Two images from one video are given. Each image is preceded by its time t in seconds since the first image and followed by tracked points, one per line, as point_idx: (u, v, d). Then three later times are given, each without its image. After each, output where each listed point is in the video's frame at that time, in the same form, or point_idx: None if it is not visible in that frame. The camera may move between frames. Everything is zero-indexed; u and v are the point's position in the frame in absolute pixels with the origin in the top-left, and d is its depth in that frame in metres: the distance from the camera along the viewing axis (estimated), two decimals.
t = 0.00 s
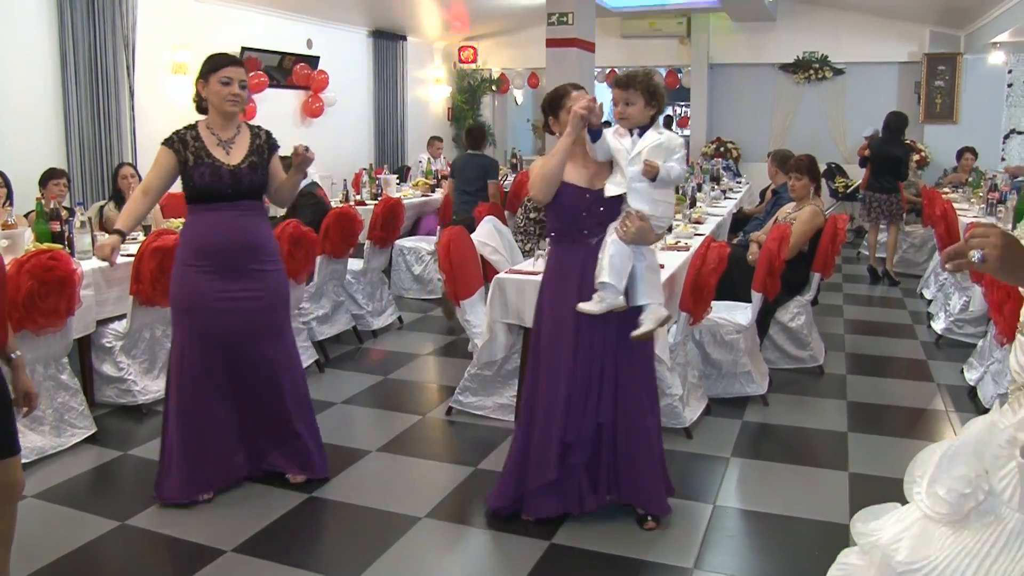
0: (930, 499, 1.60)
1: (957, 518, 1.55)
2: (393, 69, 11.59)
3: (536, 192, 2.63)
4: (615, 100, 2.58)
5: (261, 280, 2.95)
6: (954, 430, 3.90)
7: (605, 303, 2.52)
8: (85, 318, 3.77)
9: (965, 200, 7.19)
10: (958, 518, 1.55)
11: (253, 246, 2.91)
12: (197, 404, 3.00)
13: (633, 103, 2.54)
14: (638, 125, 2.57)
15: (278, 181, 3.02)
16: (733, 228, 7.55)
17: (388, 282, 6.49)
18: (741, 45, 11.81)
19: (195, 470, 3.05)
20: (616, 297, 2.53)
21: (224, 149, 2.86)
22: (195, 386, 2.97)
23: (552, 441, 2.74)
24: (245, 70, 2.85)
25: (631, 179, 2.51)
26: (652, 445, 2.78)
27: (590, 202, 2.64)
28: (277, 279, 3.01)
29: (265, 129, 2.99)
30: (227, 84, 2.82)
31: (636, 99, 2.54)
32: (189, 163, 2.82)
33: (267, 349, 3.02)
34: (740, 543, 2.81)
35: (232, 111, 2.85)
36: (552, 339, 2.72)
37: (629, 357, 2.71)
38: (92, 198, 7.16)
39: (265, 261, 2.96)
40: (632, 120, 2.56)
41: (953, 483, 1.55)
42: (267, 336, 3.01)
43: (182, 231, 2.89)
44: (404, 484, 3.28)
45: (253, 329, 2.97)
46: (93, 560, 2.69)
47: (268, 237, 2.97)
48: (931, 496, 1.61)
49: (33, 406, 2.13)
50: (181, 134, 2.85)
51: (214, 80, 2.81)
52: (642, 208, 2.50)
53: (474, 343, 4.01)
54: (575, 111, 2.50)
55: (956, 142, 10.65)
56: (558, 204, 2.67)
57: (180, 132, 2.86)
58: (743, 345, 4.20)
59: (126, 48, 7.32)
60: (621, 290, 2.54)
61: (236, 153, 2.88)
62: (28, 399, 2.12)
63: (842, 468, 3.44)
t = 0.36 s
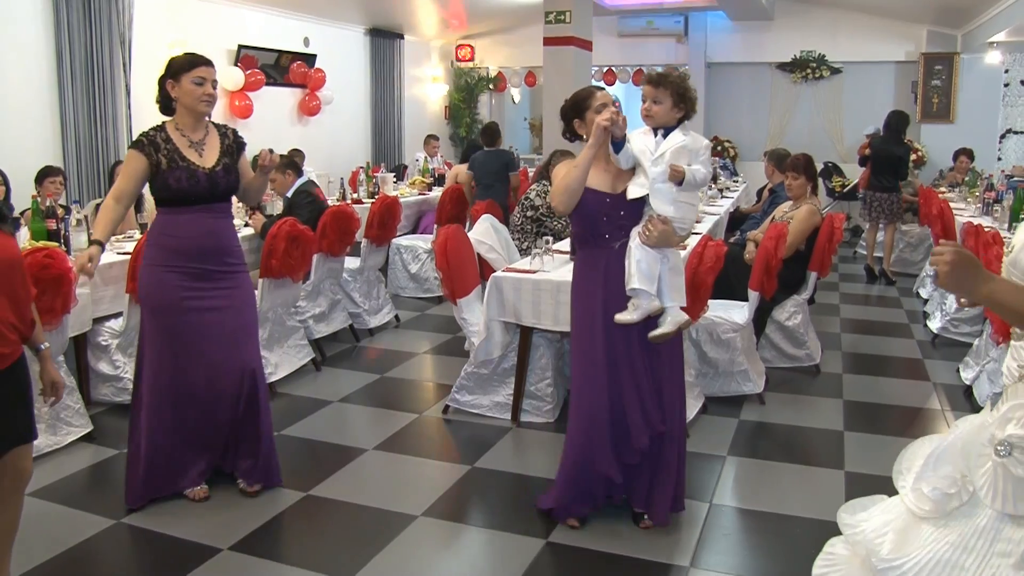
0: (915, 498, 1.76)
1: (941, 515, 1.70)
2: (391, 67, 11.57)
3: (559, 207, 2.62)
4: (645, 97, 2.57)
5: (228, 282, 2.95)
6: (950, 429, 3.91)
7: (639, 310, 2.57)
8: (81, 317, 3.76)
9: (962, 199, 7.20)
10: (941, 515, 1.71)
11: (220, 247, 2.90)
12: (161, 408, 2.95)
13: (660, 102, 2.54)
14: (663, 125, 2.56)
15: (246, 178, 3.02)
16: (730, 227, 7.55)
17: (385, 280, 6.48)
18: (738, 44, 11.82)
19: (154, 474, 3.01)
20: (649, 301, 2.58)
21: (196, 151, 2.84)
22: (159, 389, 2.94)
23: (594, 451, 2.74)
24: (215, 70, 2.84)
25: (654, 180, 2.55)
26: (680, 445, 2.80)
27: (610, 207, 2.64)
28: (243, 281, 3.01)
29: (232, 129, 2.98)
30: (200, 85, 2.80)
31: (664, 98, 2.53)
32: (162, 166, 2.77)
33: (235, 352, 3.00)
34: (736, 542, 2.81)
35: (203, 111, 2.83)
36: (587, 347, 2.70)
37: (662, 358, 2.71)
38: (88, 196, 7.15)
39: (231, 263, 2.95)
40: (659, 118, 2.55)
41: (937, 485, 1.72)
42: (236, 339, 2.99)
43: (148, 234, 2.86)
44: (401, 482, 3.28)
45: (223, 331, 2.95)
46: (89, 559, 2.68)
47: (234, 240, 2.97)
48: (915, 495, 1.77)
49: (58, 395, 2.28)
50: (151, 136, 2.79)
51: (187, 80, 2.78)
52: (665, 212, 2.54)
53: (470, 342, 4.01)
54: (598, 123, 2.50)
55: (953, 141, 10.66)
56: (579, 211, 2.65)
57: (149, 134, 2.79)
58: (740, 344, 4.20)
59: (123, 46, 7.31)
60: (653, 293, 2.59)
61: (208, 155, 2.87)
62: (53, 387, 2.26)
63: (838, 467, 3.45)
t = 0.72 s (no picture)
0: (902, 490, 1.92)
1: (925, 503, 1.87)
2: (387, 71, 11.57)
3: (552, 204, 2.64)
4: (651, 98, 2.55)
5: (222, 284, 2.89)
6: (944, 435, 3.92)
7: (606, 308, 2.55)
8: (74, 319, 3.74)
9: (956, 205, 7.23)
10: (924, 503, 1.87)
11: (215, 248, 2.84)
12: (151, 414, 2.90)
13: (665, 105, 2.51)
14: (664, 128, 2.54)
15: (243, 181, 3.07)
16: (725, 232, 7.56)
17: (380, 284, 6.47)
18: (734, 50, 11.85)
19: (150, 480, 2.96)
20: (619, 304, 2.55)
21: (191, 149, 2.79)
22: (148, 395, 2.88)
23: (594, 460, 2.66)
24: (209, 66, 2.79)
25: (648, 181, 2.50)
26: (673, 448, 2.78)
27: (603, 209, 2.63)
28: (238, 284, 2.94)
29: (222, 130, 2.95)
30: (194, 83, 2.75)
31: (668, 102, 2.51)
32: (158, 163, 2.71)
33: (226, 357, 2.92)
34: (731, 548, 2.81)
35: (196, 106, 2.78)
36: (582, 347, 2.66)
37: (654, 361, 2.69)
38: (83, 199, 7.14)
39: (225, 264, 2.89)
40: (666, 123, 2.53)
41: (921, 474, 1.88)
42: (229, 344, 2.92)
43: (142, 235, 2.81)
44: (395, 486, 3.27)
45: (214, 335, 2.88)
46: (81, 563, 2.67)
47: (228, 240, 2.91)
48: (901, 488, 1.93)
49: (60, 396, 2.28)
50: (145, 132, 2.73)
51: (181, 78, 2.73)
52: (656, 215, 2.50)
53: (465, 346, 4.00)
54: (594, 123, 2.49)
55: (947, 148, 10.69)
56: (573, 212, 2.65)
57: (143, 130, 2.74)
58: (734, 349, 4.20)
59: (119, 48, 7.30)
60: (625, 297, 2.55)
61: (203, 153, 2.82)
62: (57, 388, 2.27)
63: (833, 473, 3.46)
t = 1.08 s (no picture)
0: (884, 476, 1.88)
1: (906, 490, 1.83)
2: (387, 78, 11.60)
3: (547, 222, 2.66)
4: (644, 105, 2.52)
5: (227, 294, 2.92)
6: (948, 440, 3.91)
7: (619, 323, 2.55)
8: (77, 328, 3.75)
9: (958, 210, 7.23)
10: (906, 489, 1.83)
11: (221, 258, 2.88)
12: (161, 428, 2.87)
13: (651, 110, 2.51)
14: (659, 136, 2.54)
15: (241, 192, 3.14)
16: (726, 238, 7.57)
17: (382, 292, 6.48)
18: (734, 56, 11.88)
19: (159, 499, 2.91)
20: (631, 316, 2.54)
21: (201, 163, 2.84)
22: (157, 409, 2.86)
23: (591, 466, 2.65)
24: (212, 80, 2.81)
25: (639, 191, 2.52)
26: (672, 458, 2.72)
27: (599, 220, 2.63)
28: (239, 293, 2.98)
29: (219, 144, 2.99)
30: (203, 96, 2.78)
31: (665, 109, 2.50)
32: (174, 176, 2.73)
33: (232, 366, 2.95)
34: (735, 554, 2.80)
35: (205, 118, 2.80)
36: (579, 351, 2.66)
37: (645, 375, 2.63)
38: (85, 208, 7.16)
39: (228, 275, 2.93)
40: (660, 130, 2.52)
41: (903, 462, 1.84)
42: (236, 352, 2.96)
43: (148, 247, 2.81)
44: (398, 494, 3.27)
45: (224, 345, 2.91)
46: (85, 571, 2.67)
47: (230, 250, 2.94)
48: (884, 475, 1.89)
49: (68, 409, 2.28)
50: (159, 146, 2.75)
51: (190, 92, 2.75)
52: (650, 224, 2.52)
53: (467, 354, 4.01)
54: (582, 141, 2.48)
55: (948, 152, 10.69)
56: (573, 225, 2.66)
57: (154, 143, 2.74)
58: (737, 355, 4.20)
59: (120, 57, 7.33)
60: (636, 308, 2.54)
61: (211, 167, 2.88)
62: (65, 402, 2.27)
63: (836, 478, 3.45)
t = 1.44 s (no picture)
0: (901, 487, 1.93)
1: (926, 497, 1.88)
2: (395, 82, 11.63)
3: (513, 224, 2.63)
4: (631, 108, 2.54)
5: (265, 291, 3.03)
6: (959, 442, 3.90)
7: (592, 324, 2.52)
8: (88, 331, 3.77)
9: (968, 212, 7.20)
10: (926, 498, 1.88)
11: (259, 255, 2.99)
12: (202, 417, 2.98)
13: (638, 114, 2.53)
14: (645, 140, 2.57)
15: (271, 198, 3.36)
16: (734, 241, 7.56)
17: (390, 295, 6.49)
18: (742, 59, 11.87)
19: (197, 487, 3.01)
20: (603, 316, 2.52)
21: (236, 160, 2.93)
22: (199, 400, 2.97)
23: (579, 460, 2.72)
24: (242, 79, 2.89)
25: (619, 194, 2.54)
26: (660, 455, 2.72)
27: (574, 219, 2.61)
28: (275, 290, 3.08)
29: (253, 141, 3.09)
30: (234, 96, 2.86)
31: (654, 113, 2.53)
32: (210, 174, 2.82)
33: (264, 360, 3.06)
34: (744, 557, 2.80)
35: (239, 115, 2.90)
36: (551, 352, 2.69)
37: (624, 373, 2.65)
38: (95, 212, 7.18)
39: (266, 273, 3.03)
40: (647, 133, 2.55)
41: (920, 469, 1.89)
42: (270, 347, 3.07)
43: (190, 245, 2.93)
44: (408, 496, 3.28)
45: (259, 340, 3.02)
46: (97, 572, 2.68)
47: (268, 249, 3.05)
48: (900, 486, 1.94)
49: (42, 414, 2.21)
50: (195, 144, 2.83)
51: (221, 92, 2.84)
52: (627, 225, 2.51)
53: (477, 356, 4.01)
54: (558, 145, 2.48)
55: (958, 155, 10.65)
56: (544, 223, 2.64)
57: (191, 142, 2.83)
58: (746, 358, 4.19)
59: (130, 61, 7.36)
60: (608, 309, 2.52)
61: (246, 164, 2.97)
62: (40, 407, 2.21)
63: (846, 481, 3.44)
